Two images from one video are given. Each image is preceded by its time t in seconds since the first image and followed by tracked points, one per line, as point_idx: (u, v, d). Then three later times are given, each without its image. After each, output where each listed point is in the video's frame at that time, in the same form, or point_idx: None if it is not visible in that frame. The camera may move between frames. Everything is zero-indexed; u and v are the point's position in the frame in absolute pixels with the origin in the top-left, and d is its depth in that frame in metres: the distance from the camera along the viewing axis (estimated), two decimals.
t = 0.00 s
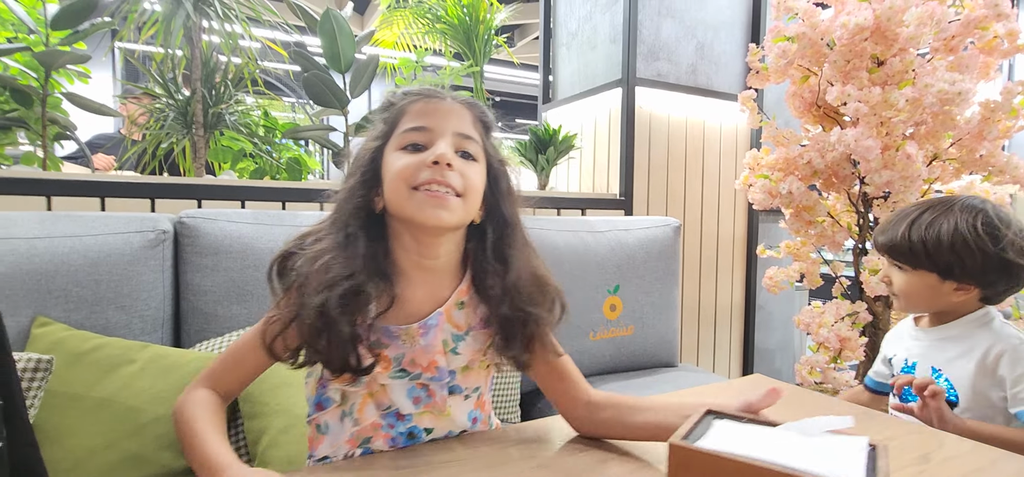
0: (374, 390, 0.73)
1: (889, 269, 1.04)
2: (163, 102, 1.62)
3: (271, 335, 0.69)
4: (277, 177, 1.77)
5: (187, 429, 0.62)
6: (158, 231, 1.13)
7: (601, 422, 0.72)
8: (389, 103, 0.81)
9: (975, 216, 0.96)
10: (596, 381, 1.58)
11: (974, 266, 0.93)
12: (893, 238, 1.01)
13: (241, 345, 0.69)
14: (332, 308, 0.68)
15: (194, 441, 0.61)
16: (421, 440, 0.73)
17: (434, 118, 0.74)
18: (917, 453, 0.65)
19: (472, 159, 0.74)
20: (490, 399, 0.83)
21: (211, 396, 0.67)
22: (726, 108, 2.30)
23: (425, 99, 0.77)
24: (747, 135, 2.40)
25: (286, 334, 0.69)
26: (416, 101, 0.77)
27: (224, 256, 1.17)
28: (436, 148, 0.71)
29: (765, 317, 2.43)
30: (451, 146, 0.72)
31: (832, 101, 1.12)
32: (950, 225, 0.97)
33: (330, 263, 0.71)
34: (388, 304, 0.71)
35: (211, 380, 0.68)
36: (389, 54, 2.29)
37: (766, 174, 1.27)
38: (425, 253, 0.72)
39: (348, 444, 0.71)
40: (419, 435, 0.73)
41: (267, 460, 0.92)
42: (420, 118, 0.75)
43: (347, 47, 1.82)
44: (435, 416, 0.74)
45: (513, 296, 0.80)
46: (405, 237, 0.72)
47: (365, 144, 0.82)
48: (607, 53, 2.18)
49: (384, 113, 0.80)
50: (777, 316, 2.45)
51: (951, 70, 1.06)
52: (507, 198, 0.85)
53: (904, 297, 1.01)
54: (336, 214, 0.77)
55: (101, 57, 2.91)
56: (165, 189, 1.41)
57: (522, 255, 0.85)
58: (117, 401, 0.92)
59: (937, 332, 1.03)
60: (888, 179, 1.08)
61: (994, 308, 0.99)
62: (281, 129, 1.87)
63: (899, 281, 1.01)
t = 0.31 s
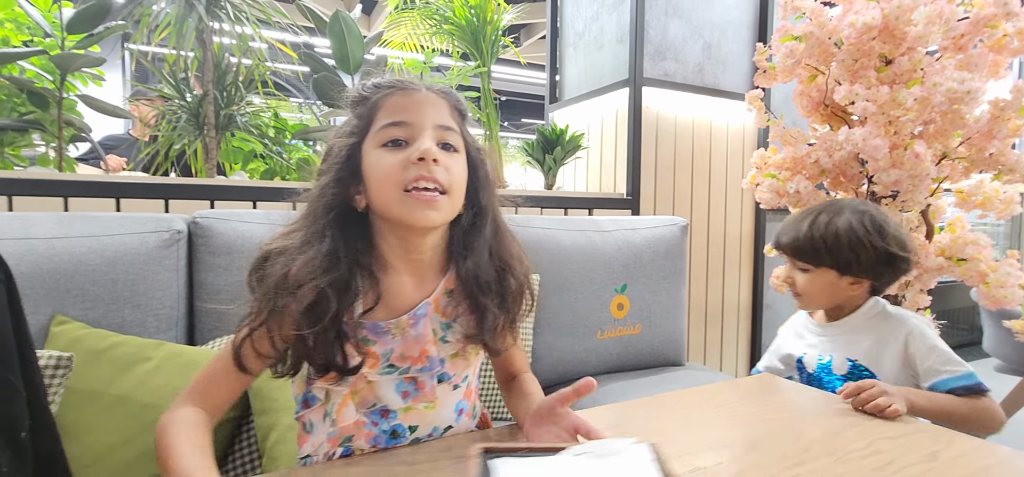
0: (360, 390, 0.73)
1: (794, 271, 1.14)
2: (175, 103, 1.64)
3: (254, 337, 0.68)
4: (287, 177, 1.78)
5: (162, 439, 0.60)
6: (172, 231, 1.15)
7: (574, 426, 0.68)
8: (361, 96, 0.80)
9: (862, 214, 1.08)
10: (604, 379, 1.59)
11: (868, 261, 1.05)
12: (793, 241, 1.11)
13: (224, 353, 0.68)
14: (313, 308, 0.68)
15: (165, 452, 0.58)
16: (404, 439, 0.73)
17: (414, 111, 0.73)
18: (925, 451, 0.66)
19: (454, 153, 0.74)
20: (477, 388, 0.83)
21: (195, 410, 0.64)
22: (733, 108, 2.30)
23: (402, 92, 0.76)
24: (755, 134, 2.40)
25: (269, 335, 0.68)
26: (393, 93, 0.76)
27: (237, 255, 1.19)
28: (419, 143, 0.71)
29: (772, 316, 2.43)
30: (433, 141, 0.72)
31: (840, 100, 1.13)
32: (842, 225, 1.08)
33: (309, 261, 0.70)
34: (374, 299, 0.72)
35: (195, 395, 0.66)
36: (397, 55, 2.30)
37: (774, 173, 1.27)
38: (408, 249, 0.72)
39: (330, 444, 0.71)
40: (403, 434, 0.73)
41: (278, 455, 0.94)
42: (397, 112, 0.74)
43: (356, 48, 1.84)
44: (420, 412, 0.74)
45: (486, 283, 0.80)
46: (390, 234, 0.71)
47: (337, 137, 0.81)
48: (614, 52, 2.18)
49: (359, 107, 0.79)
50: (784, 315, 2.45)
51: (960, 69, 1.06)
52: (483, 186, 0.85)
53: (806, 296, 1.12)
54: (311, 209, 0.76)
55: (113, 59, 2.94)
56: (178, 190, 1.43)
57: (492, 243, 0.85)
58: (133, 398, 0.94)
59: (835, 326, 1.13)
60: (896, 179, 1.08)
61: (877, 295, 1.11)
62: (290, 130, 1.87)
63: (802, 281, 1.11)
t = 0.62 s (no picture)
0: (427, 372, 0.73)
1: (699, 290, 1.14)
2: (176, 97, 1.64)
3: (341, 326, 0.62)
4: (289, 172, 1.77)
5: (288, 448, 0.53)
6: (175, 225, 1.15)
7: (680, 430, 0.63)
8: (425, 93, 0.76)
9: (735, 221, 1.11)
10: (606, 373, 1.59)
11: (763, 259, 1.07)
12: (691, 263, 1.11)
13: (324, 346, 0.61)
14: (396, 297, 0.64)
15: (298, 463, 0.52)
16: (461, 420, 0.75)
17: (480, 116, 0.70)
18: (928, 444, 0.66)
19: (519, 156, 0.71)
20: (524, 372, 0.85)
21: (312, 407, 0.58)
22: (736, 101, 2.29)
23: (465, 95, 0.72)
24: (757, 127, 2.39)
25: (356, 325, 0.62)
26: (457, 97, 0.72)
27: (240, 249, 1.19)
28: (488, 149, 0.68)
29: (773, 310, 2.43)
30: (499, 146, 0.69)
31: (843, 93, 1.12)
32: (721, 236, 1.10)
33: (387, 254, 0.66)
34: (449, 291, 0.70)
35: (308, 392, 0.58)
36: (399, 49, 2.30)
37: (776, 167, 1.27)
38: (470, 242, 0.72)
39: (393, 421, 0.72)
40: (459, 415, 0.75)
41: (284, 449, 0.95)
42: (463, 116, 0.70)
43: (358, 42, 1.83)
44: (479, 393, 0.76)
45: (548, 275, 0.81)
46: (455, 230, 0.71)
47: (399, 133, 0.77)
48: (616, 45, 2.17)
49: (423, 106, 0.75)
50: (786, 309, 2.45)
51: (965, 61, 1.05)
52: (540, 183, 0.82)
53: (726, 306, 1.13)
54: (378, 203, 0.72)
55: (113, 53, 2.94)
56: (180, 184, 1.43)
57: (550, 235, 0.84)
58: (138, 391, 0.94)
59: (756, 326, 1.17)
60: (899, 172, 1.08)
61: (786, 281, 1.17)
62: (292, 124, 1.85)
63: (725, 303, 1.13)
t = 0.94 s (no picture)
0: (525, 355, 0.72)
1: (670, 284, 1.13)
2: (162, 84, 1.60)
3: (472, 321, 0.62)
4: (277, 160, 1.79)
5: (503, 428, 0.53)
6: (160, 214, 1.13)
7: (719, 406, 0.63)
8: (516, 89, 0.74)
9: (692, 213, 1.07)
10: (600, 363, 1.59)
11: (726, 249, 1.06)
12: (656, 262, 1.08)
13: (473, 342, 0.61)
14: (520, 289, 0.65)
15: (527, 437, 0.52)
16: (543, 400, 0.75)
17: (574, 111, 0.69)
18: (923, 433, 0.65)
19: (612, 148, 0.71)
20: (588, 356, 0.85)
21: (486, 393, 0.58)
22: (730, 90, 2.27)
23: (556, 90, 0.71)
24: (751, 117, 2.38)
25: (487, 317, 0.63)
26: (549, 93, 0.71)
27: (228, 239, 1.17)
28: (587, 144, 0.67)
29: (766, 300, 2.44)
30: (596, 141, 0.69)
31: (839, 82, 1.11)
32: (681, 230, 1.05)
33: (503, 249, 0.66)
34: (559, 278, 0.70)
35: (478, 384, 0.58)
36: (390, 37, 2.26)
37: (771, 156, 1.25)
38: (567, 233, 0.73)
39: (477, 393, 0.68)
40: (542, 394, 0.75)
41: (281, 442, 0.94)
42: (557, 111, 0.69)
43: (348, 29, 1.80)
44: (564, 377, 0.76)
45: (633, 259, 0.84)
46: (553, 223, 0.71)
47: (490, 130, 0.76)
48: (611, 34, 2.15)
49: (514, 102, 0.74)
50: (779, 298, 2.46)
51: (961, 50, 1.04)
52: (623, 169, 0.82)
53: (699, 295, 1.13)
54: (481, 201, 0.72)
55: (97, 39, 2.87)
56: (166, 173, 1.40)
57: (634, 220, 0.86)
58: (123, 384, 0.92)
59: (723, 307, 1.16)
60: (893, 161, 1.07)
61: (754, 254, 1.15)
62: (280, 113, 1.81)
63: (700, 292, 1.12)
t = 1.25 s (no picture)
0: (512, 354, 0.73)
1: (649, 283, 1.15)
2: (142, 74, 1.57)
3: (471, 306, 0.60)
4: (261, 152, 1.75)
5: (534, 424, 0.50)
6: (138, 208, 1.11)
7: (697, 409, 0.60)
8: (514, 76, 0.73)
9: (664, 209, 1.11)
10: (587, 358, 1.59)
11: (706, 241, 1.11)
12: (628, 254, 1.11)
13: (476, 329, 0.58)
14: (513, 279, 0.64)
15: (561, 432, 0.50)
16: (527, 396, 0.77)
17: (569, 107, 0.69)
18: (904, 428, 0.66)
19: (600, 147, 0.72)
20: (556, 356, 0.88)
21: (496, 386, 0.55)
22: (718, 85, 2.27)
23: (552, 84, 0.71)
24: (740, 112, 2.39)
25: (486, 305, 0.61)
26: (544, 86, 0.71)
27: (208, 233, 1.15)
28: (581, 141, 0.67)
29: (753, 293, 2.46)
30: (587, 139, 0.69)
31: (826, 77, 1.11)
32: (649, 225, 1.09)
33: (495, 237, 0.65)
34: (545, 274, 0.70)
35: (489, 375, 0.56)
36: (377, 28, 2.23)
37: (758, 151, 1.25)
38: (550, 228, 0.73)
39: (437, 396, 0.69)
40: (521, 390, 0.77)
41: (262, 440, 0.93)
42: (552, 104, 0.69)
43: (333, 19, 1.77)
44: (543, 374, 0.78)
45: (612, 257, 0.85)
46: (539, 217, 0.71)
47: (483, 114, 0.75)
48: (600, 27, 2.13)
49: (509, 88, 0.73)
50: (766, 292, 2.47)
51: (946, 46, 1.03)
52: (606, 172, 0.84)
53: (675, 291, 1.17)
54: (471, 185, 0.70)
55: (75, 27, 2.80)
56: (146, 165, 1.37)
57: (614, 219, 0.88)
58: (100, 381, 0.91)
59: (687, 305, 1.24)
60: (879, 157, 1.07)
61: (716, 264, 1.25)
62: (264, 104, 1.81)
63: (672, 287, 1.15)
